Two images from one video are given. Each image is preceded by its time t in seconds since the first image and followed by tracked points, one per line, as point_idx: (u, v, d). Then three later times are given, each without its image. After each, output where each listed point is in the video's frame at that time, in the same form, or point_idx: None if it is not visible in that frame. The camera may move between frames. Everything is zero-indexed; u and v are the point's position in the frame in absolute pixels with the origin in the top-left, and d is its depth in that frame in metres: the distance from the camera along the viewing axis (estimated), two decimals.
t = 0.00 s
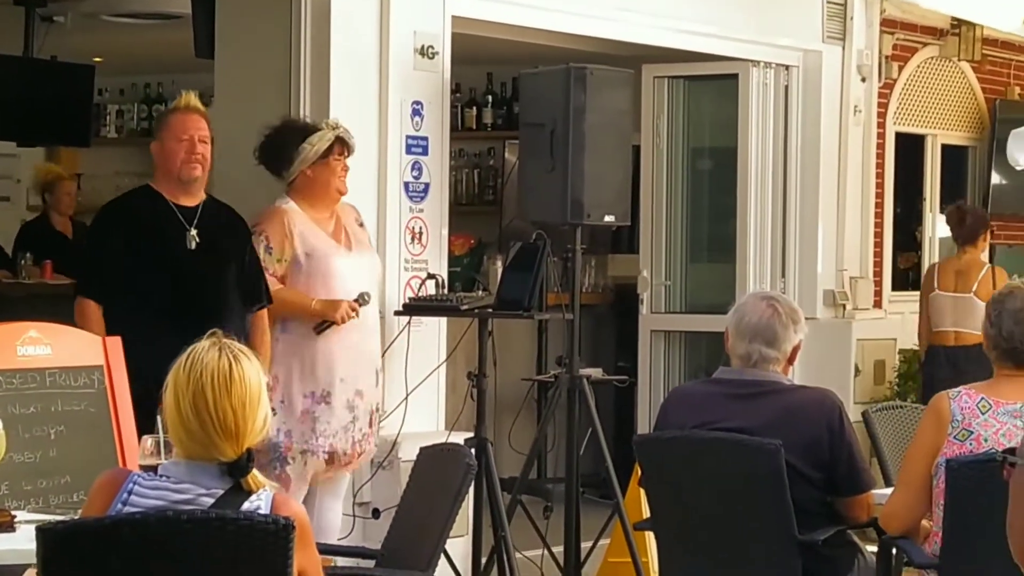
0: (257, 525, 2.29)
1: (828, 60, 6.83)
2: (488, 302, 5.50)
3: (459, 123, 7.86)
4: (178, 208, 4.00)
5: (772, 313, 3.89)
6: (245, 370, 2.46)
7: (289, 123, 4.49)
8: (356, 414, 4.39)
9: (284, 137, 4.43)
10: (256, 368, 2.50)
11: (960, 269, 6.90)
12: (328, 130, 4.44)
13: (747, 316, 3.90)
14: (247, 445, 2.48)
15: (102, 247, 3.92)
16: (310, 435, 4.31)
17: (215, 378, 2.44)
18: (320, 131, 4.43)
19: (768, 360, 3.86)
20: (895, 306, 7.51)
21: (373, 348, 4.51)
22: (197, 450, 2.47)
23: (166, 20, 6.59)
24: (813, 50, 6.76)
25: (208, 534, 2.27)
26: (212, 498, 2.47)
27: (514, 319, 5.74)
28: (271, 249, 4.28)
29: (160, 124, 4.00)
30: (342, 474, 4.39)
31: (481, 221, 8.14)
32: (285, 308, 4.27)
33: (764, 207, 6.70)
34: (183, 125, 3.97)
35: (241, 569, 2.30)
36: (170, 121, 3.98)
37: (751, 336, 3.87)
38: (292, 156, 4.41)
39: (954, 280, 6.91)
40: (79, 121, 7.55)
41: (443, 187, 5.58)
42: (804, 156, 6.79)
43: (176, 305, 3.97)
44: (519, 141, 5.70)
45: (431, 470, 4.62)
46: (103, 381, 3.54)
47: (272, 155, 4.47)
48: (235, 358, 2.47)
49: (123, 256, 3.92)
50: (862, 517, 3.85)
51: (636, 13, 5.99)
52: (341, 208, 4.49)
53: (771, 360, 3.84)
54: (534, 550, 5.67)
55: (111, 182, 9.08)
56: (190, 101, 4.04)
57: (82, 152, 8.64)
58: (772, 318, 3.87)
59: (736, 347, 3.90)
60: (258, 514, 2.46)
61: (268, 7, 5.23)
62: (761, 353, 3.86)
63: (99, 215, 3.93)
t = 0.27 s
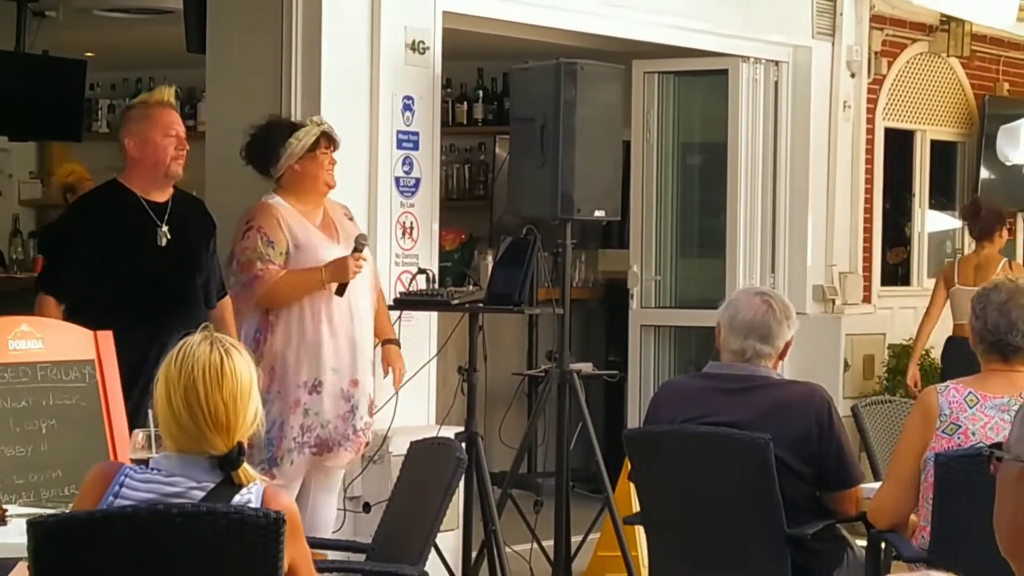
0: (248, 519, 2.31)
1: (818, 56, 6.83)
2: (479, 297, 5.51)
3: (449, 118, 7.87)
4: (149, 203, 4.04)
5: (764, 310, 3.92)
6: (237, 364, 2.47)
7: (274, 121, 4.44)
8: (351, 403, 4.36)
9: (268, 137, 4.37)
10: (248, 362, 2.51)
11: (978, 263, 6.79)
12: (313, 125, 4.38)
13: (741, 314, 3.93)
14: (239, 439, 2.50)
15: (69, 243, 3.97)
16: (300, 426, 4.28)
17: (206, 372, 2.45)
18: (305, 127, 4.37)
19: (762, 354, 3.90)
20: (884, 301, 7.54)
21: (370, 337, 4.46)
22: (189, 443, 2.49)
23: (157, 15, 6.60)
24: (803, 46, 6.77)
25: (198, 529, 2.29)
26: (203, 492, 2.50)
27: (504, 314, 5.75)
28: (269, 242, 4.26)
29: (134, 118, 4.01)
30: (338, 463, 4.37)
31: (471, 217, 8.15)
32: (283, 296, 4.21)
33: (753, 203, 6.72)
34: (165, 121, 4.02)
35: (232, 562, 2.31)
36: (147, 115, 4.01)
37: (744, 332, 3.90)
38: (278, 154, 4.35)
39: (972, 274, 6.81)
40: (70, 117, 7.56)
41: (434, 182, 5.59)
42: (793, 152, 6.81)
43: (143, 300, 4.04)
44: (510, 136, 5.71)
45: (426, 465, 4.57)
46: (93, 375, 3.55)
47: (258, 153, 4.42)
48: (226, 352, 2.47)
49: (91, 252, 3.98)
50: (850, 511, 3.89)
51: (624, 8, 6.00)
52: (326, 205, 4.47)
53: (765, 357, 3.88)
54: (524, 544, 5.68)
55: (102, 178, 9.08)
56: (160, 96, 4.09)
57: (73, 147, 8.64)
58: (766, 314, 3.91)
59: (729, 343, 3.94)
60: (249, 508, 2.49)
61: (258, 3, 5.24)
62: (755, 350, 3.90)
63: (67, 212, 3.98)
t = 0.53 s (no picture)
0: (239, 514, 2.32)
1: (809, 53, 6.84)
2: (470, 292, 5.51)
3: (441, 115, 7.88)
4: (135, 196, 4.06)
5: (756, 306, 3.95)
6: (228, 359, 2.48)
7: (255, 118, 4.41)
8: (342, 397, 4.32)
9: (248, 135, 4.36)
10: (238, 357, 2.52)
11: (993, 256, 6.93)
12: (294, 121, 4.35)
13: (737, 313, 3.94)
14: (229, 433, 2.51)
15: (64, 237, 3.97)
16: (293, 419, 4.24)
17: (197, 366, 2.46)
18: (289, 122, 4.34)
19: (756, 352, 3.92)
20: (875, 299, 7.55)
21: (358, 332, 4.44)
22: (180, 438, 2.50)
23: (149, 10, 6.61)
24: (794, 43, 6.79)
25: (191, 525, 2.29)
26: (194, 486, 2.52)
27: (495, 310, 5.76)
28: (256, 234, 4.21)
29: (120, 112, 4.02)
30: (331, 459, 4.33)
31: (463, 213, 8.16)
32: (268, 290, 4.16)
33: (744, 200, 6.74)
34: (154, 115, 4.04)
35: (224, 557, 2.32)
36: (136, 109, 4.02)
37: (741, 331, 3.92)
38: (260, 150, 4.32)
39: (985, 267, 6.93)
40: (63, 114, 7.58)
41: (426, 178, 5.61)
42: (785, 149, 6.82)
43: (132, 292, 4.06)
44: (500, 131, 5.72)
45: (418, 458, 4.56)
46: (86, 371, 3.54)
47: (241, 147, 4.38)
48: (217, 346, 2.49)
49: (85, 246, 3.98)
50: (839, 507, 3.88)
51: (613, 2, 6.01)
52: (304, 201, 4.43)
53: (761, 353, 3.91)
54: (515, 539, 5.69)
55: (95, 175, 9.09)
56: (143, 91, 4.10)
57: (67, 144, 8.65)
58: (762, 313, 3.94)
59: (724, 341, 3.96)
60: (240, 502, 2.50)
61: None
62: (753, 347, 3.92)
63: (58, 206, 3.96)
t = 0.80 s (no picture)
0: (232, 510, 2.32)
1: (800, 51, 6.87)
2: (462, 290, 5.53)
3: (434, 112, 7.90)
4: (136, 192, 4.03)
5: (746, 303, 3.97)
6: (222, 355, 2.51)
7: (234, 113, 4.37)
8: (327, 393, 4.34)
9: (226, 130, 4.31)
10: (233, 354, 2.54)
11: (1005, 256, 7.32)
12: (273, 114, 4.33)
13: (729, 309, 3.95)
14: (223, 430, 2.53)
15: (68, 234, 3.92)
16: (279, 414, 4.24)
17: (191, 361, 2.48)
18: (265, 116, 4.31)
19: (748, 349, 3.94)
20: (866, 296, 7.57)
21: (340, 326, 4.44)
22: (173, 434, 2.52)
23: (141, 8, 6.63)
24: (785, 42, 6.81)
25: (183, 519, 2.30)
26: (187, 483, 2.53)
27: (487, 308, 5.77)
28: (229, 231, 4.21)
29: (120, 109, 3.99)
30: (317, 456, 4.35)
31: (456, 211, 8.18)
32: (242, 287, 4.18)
33: (736, 197, 6.76)
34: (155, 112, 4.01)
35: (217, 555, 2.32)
36: (137, 106, 4.00)
37: (733, 328, 3.94)
38: (239, 147, 4.29)
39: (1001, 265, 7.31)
40: (57, 111, 7.59)
41: (418, 176, 5.63)
42: (776, 147, 6.85)
43: (134, 288, 4.01)
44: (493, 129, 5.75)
45: (409, 456, 4.59)
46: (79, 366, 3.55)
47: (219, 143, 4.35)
48: (211, 343, 2.51)
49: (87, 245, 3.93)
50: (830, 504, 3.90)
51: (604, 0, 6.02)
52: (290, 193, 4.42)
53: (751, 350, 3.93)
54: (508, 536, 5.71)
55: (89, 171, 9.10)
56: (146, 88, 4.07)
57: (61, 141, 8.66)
58: (752, 309, 3.96)
59: (715, 338, 3.97)
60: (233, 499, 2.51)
61: None
62: (743, 344, 3.94)
63: (60, 204, 3.93)
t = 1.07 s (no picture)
0: (224, 507, 2.31)
1: (792, 51, 6.89)
2: (455, 288, 5.54)
3: (427, 111, 7.91)
4: (148, 193, 3.94)
5: (735, 302, 3.99)
6: (215, 353, 2.51)
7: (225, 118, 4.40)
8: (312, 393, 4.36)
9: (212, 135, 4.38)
10: (226, 353, 2.55)
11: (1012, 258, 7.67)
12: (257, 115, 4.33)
13: (719, 310, 3.98)
14: (216, 428, 2.54)
15: (78, 235, 3.83)
16: (268, 416, 4.25)
17: (185, 360, 2.49)
18: (252, 118, 4.32)
19: (739, 347, 3.97)
20: (857, 294, 7.60)
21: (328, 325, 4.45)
22: (167, 432, 2.53)
23: (135, 6, 6.64)
24: (778, 41, 6.82)
25: (177, 517, 2.30)
26: (180, 480, 2.55)
27: (481, 306, 5.79)
28: (225, 236, 4.22)
29: (134, 111, 3.89)
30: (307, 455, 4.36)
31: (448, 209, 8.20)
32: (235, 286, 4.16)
33: (728, 194, 6.78)
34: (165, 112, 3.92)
35: (211, 553, 2.32)
36: (149, 109, 3.90)
37: (723, 327, 3.96)
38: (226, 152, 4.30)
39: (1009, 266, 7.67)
40: (52, 110, 7.60)
41: (412, 174, 5.64)
42: (768, 146, 6.86)
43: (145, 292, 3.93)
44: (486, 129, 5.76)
45: (396, 457, 4.64)
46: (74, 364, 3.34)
47: (212, 148, 4.39)
48: (205, 342, 2.51)
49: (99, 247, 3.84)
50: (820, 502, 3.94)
51: None
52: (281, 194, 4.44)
53: (741, 349, 3.96)
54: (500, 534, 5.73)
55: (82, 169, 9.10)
56: (159, 90, 4.00)
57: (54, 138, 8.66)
58: (742, 309, 3.98)
59: (705, 337, 3.99)
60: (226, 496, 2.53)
61: None
62: (734, 342, 3.96)
63: (70, 205, 3.83)
